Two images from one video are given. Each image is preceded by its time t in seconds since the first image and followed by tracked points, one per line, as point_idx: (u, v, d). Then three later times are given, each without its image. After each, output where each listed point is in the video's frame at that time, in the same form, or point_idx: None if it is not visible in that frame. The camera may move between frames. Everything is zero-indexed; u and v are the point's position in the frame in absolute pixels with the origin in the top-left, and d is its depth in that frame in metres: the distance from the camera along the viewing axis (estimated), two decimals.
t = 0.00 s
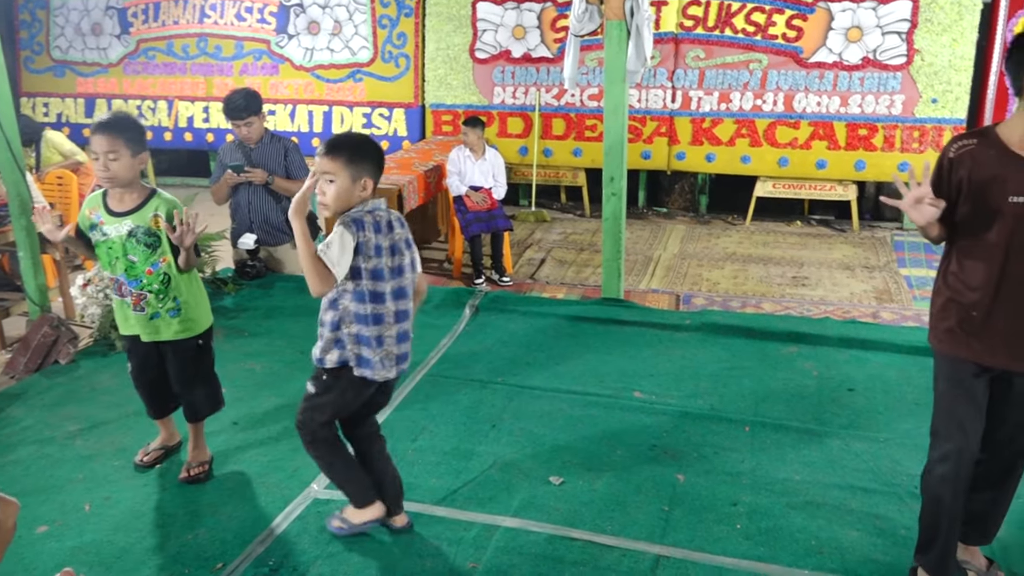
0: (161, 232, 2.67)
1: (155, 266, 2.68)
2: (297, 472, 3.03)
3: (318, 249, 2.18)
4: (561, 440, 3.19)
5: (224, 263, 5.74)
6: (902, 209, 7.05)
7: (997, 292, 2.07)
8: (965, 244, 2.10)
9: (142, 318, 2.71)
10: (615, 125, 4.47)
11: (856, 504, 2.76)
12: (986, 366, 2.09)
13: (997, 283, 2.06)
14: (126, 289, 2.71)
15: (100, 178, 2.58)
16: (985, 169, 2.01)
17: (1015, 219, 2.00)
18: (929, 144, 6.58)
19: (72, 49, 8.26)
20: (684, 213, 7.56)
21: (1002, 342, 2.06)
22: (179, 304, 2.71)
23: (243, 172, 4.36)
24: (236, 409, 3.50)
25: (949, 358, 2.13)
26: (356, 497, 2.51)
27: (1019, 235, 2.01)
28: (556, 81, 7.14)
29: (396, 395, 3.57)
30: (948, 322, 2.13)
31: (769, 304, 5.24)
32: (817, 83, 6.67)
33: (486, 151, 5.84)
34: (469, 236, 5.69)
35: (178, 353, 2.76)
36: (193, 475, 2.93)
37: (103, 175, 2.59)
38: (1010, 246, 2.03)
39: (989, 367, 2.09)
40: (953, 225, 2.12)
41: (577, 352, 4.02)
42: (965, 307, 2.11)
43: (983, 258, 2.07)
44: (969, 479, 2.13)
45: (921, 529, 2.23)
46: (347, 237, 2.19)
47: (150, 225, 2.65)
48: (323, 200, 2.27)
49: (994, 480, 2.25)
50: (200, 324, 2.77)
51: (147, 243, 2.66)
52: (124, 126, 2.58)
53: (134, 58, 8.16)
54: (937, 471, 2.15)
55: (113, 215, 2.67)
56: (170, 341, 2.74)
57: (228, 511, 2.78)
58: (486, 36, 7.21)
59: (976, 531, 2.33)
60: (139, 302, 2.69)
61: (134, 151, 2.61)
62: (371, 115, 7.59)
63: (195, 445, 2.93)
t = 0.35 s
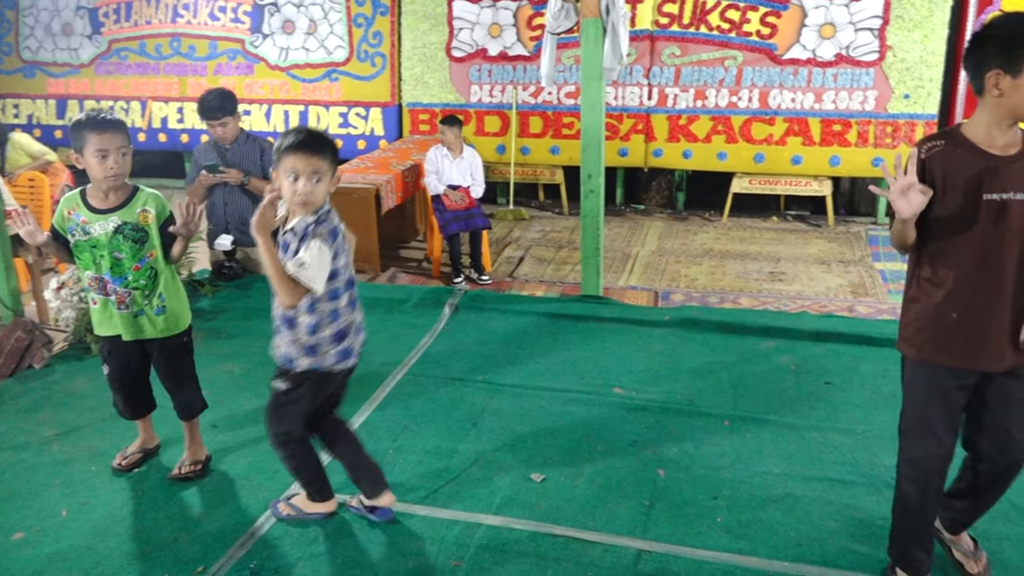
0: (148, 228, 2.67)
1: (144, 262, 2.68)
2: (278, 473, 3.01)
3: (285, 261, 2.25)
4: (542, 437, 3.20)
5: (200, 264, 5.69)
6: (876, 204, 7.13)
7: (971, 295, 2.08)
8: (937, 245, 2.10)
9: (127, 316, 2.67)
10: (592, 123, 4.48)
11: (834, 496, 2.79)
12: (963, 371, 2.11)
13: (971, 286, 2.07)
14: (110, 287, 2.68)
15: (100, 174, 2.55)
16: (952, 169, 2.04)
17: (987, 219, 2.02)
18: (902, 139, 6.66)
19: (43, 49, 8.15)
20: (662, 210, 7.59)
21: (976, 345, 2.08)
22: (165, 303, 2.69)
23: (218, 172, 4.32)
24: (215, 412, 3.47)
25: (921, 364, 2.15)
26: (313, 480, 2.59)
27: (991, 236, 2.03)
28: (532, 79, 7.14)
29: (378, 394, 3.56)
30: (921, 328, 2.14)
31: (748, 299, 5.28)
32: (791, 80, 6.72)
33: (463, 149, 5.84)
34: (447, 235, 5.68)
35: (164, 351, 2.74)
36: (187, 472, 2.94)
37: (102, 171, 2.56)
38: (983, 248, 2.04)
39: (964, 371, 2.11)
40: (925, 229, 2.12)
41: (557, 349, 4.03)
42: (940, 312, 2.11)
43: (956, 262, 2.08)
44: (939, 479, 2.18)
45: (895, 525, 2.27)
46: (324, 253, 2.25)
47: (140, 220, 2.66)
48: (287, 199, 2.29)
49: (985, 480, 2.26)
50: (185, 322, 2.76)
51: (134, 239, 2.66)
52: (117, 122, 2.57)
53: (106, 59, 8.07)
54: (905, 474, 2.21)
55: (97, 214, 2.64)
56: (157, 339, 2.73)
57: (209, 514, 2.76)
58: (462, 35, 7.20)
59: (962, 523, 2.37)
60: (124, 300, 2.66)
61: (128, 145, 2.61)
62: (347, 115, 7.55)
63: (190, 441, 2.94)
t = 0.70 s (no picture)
0: (131, 241, 2.62)
1: (123, 274, 2.64)
2: (257, 475, 3.00)
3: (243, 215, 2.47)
4: (521, 435, 3.21)
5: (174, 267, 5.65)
6: (848, 201, 7.23)
7: (950, 276, 2.13)
8: (918, 227, 2.15)
9: (105, 327, 2.66)
10: (568, 122, 4.50)
11: (810, 489, 2.83)
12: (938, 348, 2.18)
13: (950, 266, 2.12)
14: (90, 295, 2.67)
15: (92, 182, 2.53)
16: (939, 155, 2.07)
17: (968, 204, 2.07)
18: (873, 137, 6.75)
19: (11, 50, 8.04)
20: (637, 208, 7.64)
21: (951, 324, 2.14)
22: (142, 319, 2.66)
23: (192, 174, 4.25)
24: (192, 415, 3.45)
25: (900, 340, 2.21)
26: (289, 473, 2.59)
27: (970, 221, 2.08)
28: (507, 79, 7.15)
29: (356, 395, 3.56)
30: (902, 307, 2.20)
31: (723, 296, 5.32)
32: (764, 79, 6.78)
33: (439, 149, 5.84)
34: (424, 235, 5.68)
35: (140, 368, 2.71)
36: (162, 479, 2.90)
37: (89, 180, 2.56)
38: (964, 231, 2.09)
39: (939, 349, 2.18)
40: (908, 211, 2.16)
41: (535, 347, 4.04)
42: (920, 292, 2.16)
43: (936, 243, 2.13)
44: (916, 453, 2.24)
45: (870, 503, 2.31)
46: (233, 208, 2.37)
47: (123, 232, 2.61)
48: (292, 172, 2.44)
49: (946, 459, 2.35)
50: (165, 340, 2.71)
51: (116, 250, 2.62)
52: (114, 131, 2.54)
53: (76, 60, 7.97)
54: (886, 446, 2.25)
55: (88, 219, 2.62)
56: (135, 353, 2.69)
57: (187, 517, 2.75)
58: (436, 35, 7.20)
59: (928, 499, 2.45)
60: (102, 310, 2.65)
61: (125, 153, 2.59)
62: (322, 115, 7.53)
63: (167, 449, 2.92)
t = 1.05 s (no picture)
0: (88, 242, 2.60)
1: (83, 277, 2.62)
2: (237, 478, 2.98)
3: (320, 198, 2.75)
4: (500, 434, 3.23)
5: (150, 270, 5.61)
6: (821, 199, 7.32)
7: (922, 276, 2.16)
8: (890, 226, 2.18)
9: (71, 331, 2.63)
10: (544, 122, 4.51)
11: (787, 482, 2.87)
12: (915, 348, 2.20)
13: (923, 266, 2.15)
14: (51, 300, 2.62)
15: (44, 183, 2.50)
16: (910, 153, 2.11)
17: (938, 203, 2.10)
18: (845, 136, 6.84)
19: None
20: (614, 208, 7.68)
21: (927, 324, 2.17)
22: (108, 321, 2.64)
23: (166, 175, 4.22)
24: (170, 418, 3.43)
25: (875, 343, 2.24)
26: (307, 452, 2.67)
27: (940, 221, 2.11)
28: (483, 80, 7.16)
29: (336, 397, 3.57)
30: (877, 308, 2.23)
31: (699, 294, 5.37)
32: (738, 79, 6.85)
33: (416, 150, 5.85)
34: (402, 236, 5.67)
35: (112, 372, 2.70)
36: (142, 483, 2.89)
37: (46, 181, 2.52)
38: (934, 230, 2.12)
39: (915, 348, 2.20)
40: (880, 210, 2.19)
41: (514, 346, 4.06)
42: (895, 292, 2.19)
43: (908, 243, 2.15)
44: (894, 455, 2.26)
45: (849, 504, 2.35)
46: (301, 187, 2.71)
47: (80, 234, 2.59)
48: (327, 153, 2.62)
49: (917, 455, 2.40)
50: (132, 342, 2.70)
51: (74, 254, 2.59)
52: (66, 131, 2.53)
53: (46, 63, 7.88)
54: (864, 451, 2.28)
55: (39, 223, 2.58)
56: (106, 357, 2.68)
57: (167, 522, 2.73)
58: (412, 36, 7.19)
59: (901, 496, 2.49)
60: (66, 315, 2.62)
61: (78, 155, 2.57)
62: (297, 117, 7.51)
63: (145, 452, 2.90)
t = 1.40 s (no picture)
0: (55, 245, 2.59)
1: (52, 281, 2.59)
2: (217, 485, 2.97)
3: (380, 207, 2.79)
4: (482, 436, 3.24)
5: (126, 277, 5.57)
6: (796, 201, 7.40)
7: (902, 289, 2.18)
8: (868, 238, 2.20)
9: (40, 345, 2.57)
10: (522, 125, 4.53)
11: (766, 479, 2.90)
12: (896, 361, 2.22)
13: (902, 276, 2.17)
14: (17, 313, 2.57)
15: None
16: (882, 162, 2.12)
17: (912, 212, 2.13)
18: (819, 137, 6.92)
19: None
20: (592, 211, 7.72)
21: (908, 336, 2.19)
22: (83, 323, 2.64)
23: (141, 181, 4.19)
24: (148, 425, 3.41)
25: (855, 355, 2.25)
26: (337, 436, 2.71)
27: (917, 230, 2.14)
28: (460, 84, 7.17)
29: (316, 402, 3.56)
30: (858, 322, 2.23)
31: (678, 295, 5.41)
32: (713, 81, 6.92)
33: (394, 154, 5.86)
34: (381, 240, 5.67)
35: (88, 378, 2.69)
36: (121, 496, 2.84)
37: None
38: (910, 239, 2.15)
39: (896, 360, 2.22)
40: (857, 223, 2.21)
41: (495, 349, 4.07)
42: (876, 305, 2.20)
43: (888, 255, 2.18)
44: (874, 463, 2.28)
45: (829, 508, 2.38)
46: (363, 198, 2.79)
47: (44, 239, 2.57)
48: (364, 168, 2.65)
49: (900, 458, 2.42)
50: (103, 345, 2.70)
51: (42, 259, 2.57)
52: (10, 142, 2.44)
53: (17, 69, 7.79)
54: (840, 460, 2.31)
55: None
56: (74, 364, 2.65)
57: (147, 531, 2.71)
58: (388, 40, 7.19)
59: (887, 491, 2.54)
60: (37, 327, 2.57)
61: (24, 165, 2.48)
62: (273, 122, 7.48)
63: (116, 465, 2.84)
